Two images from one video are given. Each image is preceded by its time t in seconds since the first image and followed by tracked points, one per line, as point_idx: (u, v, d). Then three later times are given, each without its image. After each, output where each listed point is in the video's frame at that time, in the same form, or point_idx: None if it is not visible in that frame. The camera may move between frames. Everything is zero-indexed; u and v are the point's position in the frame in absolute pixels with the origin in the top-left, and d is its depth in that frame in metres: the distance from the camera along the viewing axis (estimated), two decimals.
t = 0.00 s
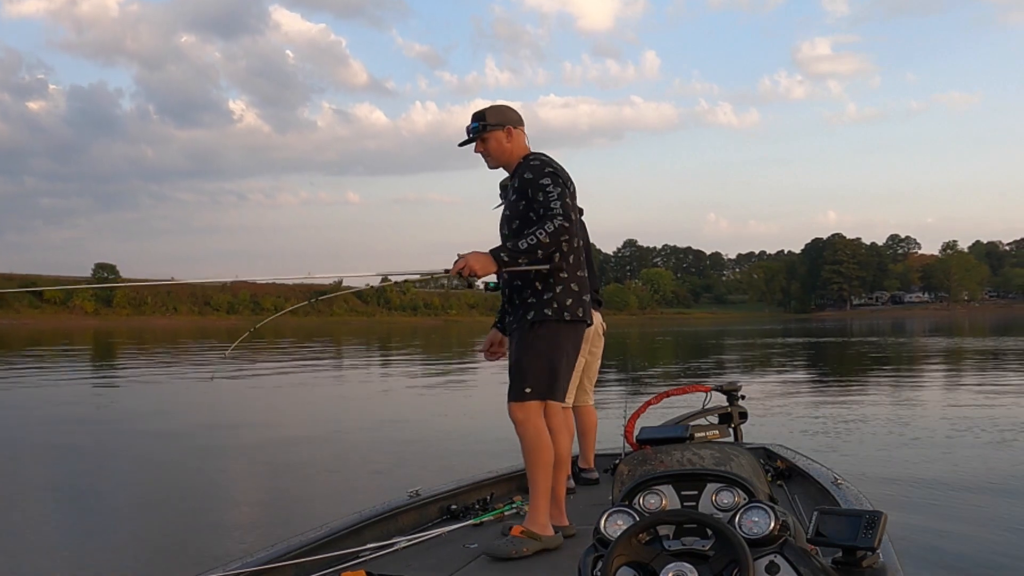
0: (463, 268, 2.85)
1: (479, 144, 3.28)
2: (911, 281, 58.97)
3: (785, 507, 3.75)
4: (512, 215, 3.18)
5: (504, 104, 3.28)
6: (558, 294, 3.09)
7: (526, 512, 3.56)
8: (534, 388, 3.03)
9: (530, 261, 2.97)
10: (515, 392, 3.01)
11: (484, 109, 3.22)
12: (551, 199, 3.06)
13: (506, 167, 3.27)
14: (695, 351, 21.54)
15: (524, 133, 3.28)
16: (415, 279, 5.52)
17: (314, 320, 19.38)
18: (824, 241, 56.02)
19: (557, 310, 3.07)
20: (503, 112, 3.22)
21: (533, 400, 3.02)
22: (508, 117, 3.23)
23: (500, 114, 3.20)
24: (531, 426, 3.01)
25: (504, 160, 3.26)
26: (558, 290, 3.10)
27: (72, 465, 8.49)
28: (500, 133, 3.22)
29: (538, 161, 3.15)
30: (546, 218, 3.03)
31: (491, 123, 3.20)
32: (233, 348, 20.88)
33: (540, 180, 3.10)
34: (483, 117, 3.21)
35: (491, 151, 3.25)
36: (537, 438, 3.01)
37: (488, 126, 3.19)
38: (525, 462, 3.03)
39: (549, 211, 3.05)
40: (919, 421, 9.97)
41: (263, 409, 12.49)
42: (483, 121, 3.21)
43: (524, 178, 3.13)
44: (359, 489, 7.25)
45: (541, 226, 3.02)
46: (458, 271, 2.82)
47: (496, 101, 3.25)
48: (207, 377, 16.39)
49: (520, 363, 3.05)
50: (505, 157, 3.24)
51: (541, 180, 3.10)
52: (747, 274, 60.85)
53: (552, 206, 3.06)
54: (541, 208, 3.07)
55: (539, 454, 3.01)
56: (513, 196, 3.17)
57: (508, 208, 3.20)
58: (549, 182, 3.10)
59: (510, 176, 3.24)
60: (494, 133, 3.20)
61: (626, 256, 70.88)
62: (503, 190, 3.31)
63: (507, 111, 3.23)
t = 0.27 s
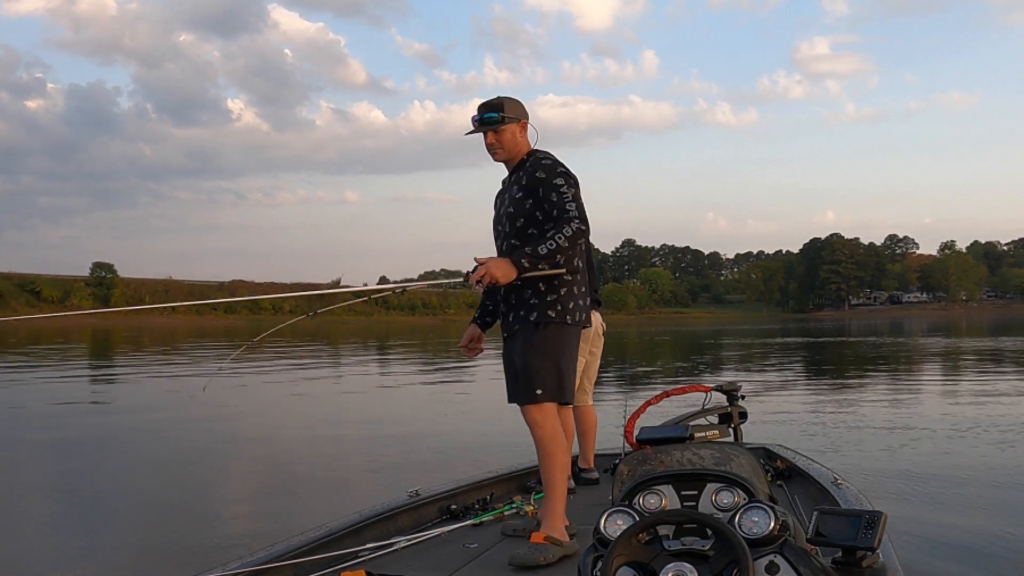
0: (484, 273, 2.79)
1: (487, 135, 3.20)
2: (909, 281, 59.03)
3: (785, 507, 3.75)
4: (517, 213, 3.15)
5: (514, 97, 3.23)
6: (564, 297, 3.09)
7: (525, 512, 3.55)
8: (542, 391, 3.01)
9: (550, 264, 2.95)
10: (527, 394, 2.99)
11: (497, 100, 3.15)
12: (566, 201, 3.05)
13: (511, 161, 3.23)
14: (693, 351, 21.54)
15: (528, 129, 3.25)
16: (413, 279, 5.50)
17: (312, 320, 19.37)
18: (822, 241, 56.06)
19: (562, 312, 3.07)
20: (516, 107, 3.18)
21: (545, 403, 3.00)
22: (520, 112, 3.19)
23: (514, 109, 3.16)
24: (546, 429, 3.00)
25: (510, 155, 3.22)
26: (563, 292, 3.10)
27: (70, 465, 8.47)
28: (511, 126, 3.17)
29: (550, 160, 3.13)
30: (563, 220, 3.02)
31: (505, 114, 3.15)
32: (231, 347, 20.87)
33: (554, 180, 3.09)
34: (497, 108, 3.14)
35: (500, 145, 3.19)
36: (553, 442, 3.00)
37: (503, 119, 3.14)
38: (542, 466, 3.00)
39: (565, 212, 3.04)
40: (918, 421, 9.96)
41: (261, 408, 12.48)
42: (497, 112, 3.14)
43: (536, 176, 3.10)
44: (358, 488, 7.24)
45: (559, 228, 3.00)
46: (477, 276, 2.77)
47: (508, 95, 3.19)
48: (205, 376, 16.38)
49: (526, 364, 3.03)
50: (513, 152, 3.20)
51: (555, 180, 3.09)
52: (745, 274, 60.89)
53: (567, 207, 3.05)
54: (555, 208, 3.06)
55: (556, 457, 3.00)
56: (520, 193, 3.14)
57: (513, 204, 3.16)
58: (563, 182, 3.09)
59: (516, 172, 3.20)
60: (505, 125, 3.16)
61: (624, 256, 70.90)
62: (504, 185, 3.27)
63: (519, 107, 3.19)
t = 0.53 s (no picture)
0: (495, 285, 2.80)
1: (484, 126, 3.16)
2: (909, 281, 59.02)
3: (786, 507, 3.73)
4: (515, 212, 3.12)
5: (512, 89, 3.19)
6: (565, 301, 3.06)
7: (526, 511, 3.53)
8: (539, 397, 2.99)
9: (555, 270, 2.93)
10: (525, 402, 2.97)
11: (496, 91, 3.11)
12: (571, 204, 3.02)
13: (507, 155, 3.19)
14: (692, 352, 21.51)
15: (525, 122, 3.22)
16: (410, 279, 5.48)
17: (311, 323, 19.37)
18: (821, 242, 56.06)
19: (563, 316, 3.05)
20: (514, 98, 3.14)
21: (544, 410, 2.98)
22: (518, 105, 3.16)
23: (513, 100, 3.12)
24: (543, 435, 2.97)
25: (508, 149, 3.18)
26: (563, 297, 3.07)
27: (68, 469, 8.46)
28: (510, 118, 3.14)
29: (552, 159, 3.10)
30: (567, 224, 2.99)
31: (503, 106, 3.12)
32: (230, 351, 20.85)
33: (556, 180, 3.05)
34: (496, 99, 3.11)
35: (497, 137, 3.15)
36: (550, 448, 2.98)
37: (502, 110, 3.10)
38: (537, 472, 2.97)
39: (570, 216, 3.01)
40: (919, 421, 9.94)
41: (261, 412, 12.45)
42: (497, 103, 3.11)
43: (537, 175, 3.06)
44: (357, 491, 7.22)
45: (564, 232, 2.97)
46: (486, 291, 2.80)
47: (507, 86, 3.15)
48: (204, 380, 16.36)
49: (525, 369, 3.00)
50: (510, 147, 3.17)
51: (558, 181, 3.04)
52: (744, 275, 60.91)
53: (572, 211, 3.02)
54: (558, 209, 3.03)
55: (552, 463, 2.98)
56: (519, 191, 3.09)
57: (511, 202, 3.12)
58: (566, 182, 3.06)
59: (513, 168, 3.16)
60: (503, 116, 3.12)
61: (623, 258, 70.93)
62: (499, 182, 3.23)
63: (518, 100, 3.16)
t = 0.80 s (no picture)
0: (496, 293, 2.74)
1: (477, 119, 3.16)
2: (910, 281, 59.01)
3: (787, 505, 3.74)
4: (514, 204, 3.11)
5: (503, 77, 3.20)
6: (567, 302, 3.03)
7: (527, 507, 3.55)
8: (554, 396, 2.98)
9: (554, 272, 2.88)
10: (536, 404, 2.94)
11: (485, 80, 3.13)
12: (570, 198, 3.00)
13: (503, 145, 3.20)
14: (693, 353, 21.51)
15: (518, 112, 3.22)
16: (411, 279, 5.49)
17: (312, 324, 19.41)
18: (822, 242, 56.06)
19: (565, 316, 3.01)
20: (505, 85, 3.15)
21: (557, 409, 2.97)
22: (509, 93, 3.16)
23: (505, 89, 3.13)
24: (554, 435, 2.98)
25: (504, 139, 3.18)
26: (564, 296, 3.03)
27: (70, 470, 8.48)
28: (503, 106, 3.15)
29: (549, 151, 3.08)
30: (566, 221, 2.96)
31: (495, 95, 3.13)
32: (232, 352, 20.87)
33: (553, 173, 3.03)
34: (487, 89, 3.12)
35: (492, 128, 3.16)
36: (560, 447, 2.99)
37: (496, 100, 3.11)
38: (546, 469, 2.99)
39: (570, 211, 2.99)
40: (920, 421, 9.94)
41: (262, 413, 12.47)
42: (490, 93, 3.12)
43: (534, 167, 3.05)
44: (358, 492, 7.23)
45: (562, 230, 2.95)
46: (489, 302, 2.72)
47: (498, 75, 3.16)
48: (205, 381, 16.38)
49: (530, 370, 2.98)
50: (505, 136, 3.17)
51: (555, 174, 3.03)
52: (745, 276, 60.91)
53: (571, 206, 3.00)
54: (556, 204, 3.01)
55: (562, 463, 3.00)
56: (517, 182, 3.09)
57: (508, 194, 3.12)
58: (563, 176, 3.04)
59: (508, 160, 3.16)
60: (496, 106, 3.13)
61: (624, 259, 70.94)
62: (495, 172, 3.23)
63: (510, 90, 3.16)
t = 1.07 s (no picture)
0: (495, 287, 2.70)
1: (459, 113, 3.10)
2: (912, 281, 59.00)
3: (789, 502, 3.74)
4: (504, 196, 3.06)
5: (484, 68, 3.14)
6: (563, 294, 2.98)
7: (528, 502, 3.58)
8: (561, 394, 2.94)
9: (549, 263, 2.83)
10: (539, 401, 2.91)
11: (463, 73, 3.06)
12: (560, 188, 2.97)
13: (488, 137, 3.15)
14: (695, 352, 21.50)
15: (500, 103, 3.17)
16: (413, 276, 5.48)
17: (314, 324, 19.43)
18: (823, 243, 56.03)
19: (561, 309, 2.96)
20: (485, 77, 3.08)
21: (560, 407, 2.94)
22: (491, 84, 3.10)
23: (487, 79, 3.07)
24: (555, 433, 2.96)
25: (488, 132, 3.13)
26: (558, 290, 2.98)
27: (73, 469, 8.49)
28: (484, 98, 3.08)
29: (536, 140, 3.05)
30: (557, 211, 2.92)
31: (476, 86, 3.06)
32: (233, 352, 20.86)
33: (542, 163, 3.00)
34: (467, 81, 3.05)
35: (474, 121, 3.11)
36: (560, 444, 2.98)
37: (475, 93, 3.05)
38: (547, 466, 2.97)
39: (560, 200, 2.96)
40: (921, 421, 9.93)
41: (263, 413, 12.47)
42: (469, 85, 3.06)
43: (522, 157, 3.01)
44: (359, 492, 7.23)
45: (555, 220, 2.91)
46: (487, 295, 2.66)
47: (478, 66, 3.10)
48: (206, 381, 16.39)
49: (531, 368, 2.92)
50: (489, 128, 3.11)
51: (544, 163, 3.00)
52: (747, 276, 60.94)
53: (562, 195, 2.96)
54: (545, 195, 2.97)
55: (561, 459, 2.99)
56: (505, 174, 3.05)
57: (497, 186, 3.07)
58: (552, 165, 3.01)
59: (495, 152, 3.11)
60: (477, 98, 3.06)
61: (626, 259, 70.98)
62: (481, 166, 3.17)
63: (492, 80, 3.10)
